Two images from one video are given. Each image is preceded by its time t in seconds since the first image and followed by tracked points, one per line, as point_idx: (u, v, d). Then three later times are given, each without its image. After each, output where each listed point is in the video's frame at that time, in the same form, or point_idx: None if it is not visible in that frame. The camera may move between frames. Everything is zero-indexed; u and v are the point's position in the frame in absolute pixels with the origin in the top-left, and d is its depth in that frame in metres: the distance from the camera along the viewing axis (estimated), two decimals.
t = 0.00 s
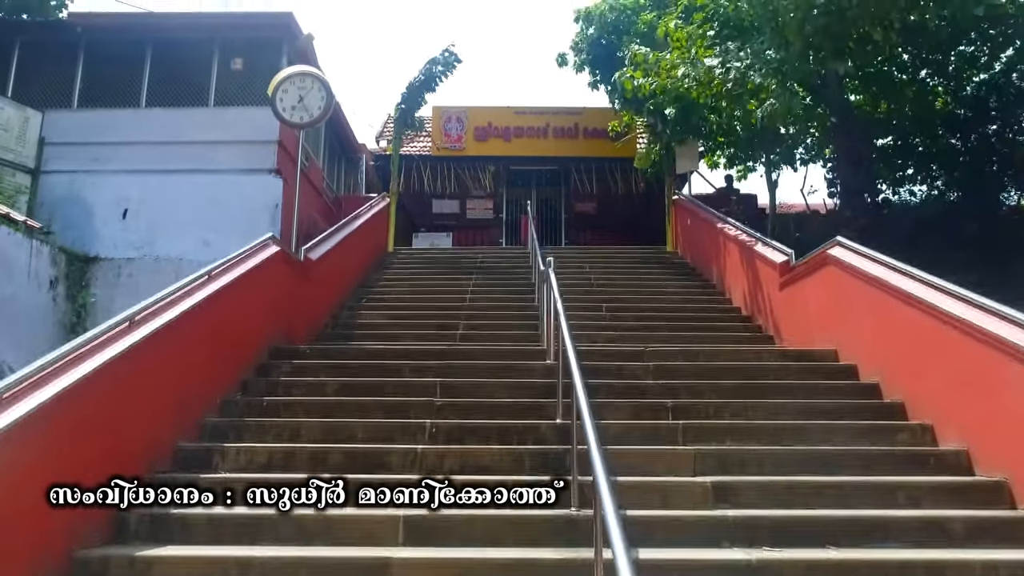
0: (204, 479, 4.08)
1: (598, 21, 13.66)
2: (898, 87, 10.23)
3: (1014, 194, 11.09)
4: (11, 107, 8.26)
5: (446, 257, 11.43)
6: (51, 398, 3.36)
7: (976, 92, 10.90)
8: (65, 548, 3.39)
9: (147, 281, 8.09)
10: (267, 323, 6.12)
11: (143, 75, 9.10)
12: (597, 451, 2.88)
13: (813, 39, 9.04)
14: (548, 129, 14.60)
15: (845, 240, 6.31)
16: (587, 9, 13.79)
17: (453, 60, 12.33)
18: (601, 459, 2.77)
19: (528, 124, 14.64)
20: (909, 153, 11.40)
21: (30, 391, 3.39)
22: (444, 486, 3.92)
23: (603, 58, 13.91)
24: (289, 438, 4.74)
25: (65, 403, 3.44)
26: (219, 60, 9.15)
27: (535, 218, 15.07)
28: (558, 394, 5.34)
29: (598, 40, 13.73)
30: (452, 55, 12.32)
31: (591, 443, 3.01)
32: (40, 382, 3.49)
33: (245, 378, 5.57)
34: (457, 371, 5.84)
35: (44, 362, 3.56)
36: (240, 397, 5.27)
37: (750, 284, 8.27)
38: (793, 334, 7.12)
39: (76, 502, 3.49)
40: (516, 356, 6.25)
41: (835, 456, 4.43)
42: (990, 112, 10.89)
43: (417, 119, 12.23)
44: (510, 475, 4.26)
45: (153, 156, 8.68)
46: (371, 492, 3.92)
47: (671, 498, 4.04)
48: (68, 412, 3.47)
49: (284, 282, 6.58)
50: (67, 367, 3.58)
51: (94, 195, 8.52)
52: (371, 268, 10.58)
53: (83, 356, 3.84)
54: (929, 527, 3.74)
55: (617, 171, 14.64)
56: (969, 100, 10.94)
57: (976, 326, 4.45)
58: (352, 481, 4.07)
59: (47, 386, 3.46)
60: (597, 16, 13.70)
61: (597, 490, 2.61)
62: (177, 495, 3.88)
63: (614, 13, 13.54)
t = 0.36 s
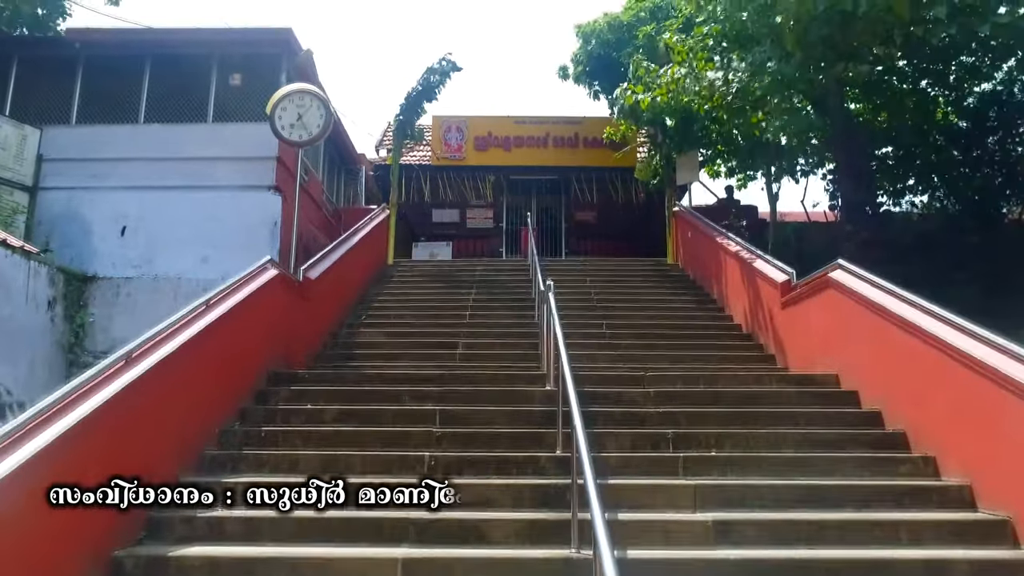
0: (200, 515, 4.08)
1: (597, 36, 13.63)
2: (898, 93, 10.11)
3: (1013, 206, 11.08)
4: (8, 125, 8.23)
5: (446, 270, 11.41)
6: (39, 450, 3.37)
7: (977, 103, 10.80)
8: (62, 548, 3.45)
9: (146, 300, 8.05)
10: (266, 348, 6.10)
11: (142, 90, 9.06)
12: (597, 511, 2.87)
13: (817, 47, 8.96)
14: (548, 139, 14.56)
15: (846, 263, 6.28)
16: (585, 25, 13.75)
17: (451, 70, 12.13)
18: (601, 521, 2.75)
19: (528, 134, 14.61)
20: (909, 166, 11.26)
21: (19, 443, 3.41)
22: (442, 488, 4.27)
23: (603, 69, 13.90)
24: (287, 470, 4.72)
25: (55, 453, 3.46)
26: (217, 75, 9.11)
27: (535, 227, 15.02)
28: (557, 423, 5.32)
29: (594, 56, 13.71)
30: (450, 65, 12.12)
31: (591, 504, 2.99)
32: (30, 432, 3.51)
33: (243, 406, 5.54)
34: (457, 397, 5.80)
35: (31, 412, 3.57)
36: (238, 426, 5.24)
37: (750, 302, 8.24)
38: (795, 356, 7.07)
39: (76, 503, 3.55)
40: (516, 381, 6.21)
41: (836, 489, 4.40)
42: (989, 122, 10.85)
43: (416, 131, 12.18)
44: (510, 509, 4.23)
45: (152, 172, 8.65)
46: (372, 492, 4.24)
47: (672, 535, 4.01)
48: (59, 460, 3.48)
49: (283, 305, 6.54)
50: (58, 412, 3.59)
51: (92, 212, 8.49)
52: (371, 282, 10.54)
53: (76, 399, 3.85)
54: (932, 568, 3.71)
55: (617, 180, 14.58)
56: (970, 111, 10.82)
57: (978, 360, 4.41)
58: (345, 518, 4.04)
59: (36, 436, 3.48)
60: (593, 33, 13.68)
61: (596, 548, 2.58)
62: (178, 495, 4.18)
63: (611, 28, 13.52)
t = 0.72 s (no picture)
0: (197, 552, 4.05)
1: (594, 49, 13.60)
2: (898, 103, 10.04)
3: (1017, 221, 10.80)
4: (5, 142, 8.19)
5: (446, 282, 11.37)
6: (35, 498, 3.37)
7: (977, 114, 10.68)
8: (58, 563, 3.49)
9: (145, 317, 7.98)
10: (263, 373, 6.08)
11: (140, 105, 9.03)
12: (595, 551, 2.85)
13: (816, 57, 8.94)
14: (548, 148, 14.52)
15: (847, 285, 6.26)
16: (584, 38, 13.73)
17: (451, 81, 12.07)
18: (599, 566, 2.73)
19: (528, 143, 14.56)
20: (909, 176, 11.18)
21: (13, 491, 3.40)
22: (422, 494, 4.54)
23: (602, 79, 13.87)
24: (285, 502, 4.71)
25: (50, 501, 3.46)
26: (216, 89, 9.08)
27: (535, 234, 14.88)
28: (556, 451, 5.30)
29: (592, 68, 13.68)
30: (449, 75, 12.03)
31: (591, 541, 2.96)
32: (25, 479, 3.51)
33: (241, 433, 5.52)
34: (456, 424, 5.78)
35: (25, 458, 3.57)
36: (236, 455, 5.22)
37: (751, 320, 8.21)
38: (795, 378, 7.04)
39: (76, 502, 3.64)
40: (516, 406, 6.18)
41: (838, 523, 4.38)
42: (989, 134, 10.66)
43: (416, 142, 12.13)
44: (508, 545, 4.20)
45: (150, 188, 8.62)
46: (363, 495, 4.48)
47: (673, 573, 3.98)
48: (55, 508, 3.48)
49: (281, 328, 6.52)
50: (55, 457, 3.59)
51: (91, 229, 8.46)
52: (370, 297, 10.50)
53: (71, 441, 3.86)
54: None
55: (617, 189, 14.49)
56: (972, 121, 10.67)
57: (977, 391, 4.40)
58: (343, 556, 4.01)
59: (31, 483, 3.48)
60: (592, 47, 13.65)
61: None
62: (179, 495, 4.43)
63: (609, 42, 13.49)
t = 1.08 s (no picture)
0: None
1: (592, 58, 13.54)
2: (901, 111, 9.61)
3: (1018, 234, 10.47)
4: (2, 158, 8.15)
5: (446, 294, 11.34)
6: (32, 546, 3.33)
7: (979, 126, 10.51)
8: None
9: (143, 336, 7.80)
10: (259, 400, 6.05)
11: (138, 120, 8.98)
12: None
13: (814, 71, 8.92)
14: (547, 157, 14.48)
15: (848, 308, 6.23)
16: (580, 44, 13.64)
17: (452, 92, 12.04)
18: None
19: (528, 151, 14.52)
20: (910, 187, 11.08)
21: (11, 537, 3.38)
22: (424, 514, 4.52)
23: (602, 89, 13.81)
24: (283, 534, 4.68)
25: (46, 549, 3.42)
26: (214, 103, 9.02)
27: (535, 242, 14.85)
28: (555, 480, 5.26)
29: (591, 77, 13.63)
30: (450, 87, 12.01)
31: None
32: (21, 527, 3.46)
33: (239, 461, 5.49)
34: (454, 449, 5.75)
35: (16, 508, 3.51)
36: (233, 485, 5.20)
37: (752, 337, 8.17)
38: (795, 399, 7.01)
39: (72, 530, 3.61)
40: (515, 431, 6.13)
41: (841, 558, 4.34)
42: (991, 145, 10.55)
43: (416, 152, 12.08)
44: None
45: (148, 204, 8.58)
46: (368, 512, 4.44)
47: None
48: (50, 559, 3.44)
49: (277, 353, 6.49)
50: (47, 490, 3.56)
51: (88, 245, 8.41)
52: (369, 310, 10.45)
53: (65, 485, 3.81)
54: None
55: (617, 199, 14.51)
56: (974, 130, 10.55)
57: (976, 422, 4.39)
58: None
59: (27, 530, 3.44)
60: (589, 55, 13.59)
61: None
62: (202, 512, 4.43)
63: (607, 50, 13.44)
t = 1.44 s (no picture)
0: None
1: (593, 61, 13.47)
2: (902, 119, 9.43)
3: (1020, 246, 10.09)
4: None
5: (445, 306, 11.29)
6: None
7: (980, 136, 10.21)
8: None
9: (138, 357, 7.73)
10: (255, 426, 6.02)
11: (134, 136, 8.93)
12: None
13: (807, 95, 8.99)
14: (547, 166, 14.43)
15: (850, 332, 6.20)
16: (580, 46, 13.53)
17: (452, 102, 11.95)
18: None
19: (527, 160, 14.47)
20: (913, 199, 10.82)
21: None
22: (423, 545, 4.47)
23: (603, 96, 13.71)
24: (279, 568, 4.64)
25: None
26: (211, 119, 8.98)
27: (535, 250, 14.78)
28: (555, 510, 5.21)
29: (592, 79, 13.54)
30: (451, 97, 11.91)
31: None
32: None
33: (235, 490, 5.46)
34: (452, 475, 5.69)
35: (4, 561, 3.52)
36: (229, 516, 5.17)
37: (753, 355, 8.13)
38: (796, 421, 6.98)
39: None
40: (514, 457, 6.07)
41: None
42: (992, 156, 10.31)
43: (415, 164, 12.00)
44: None
45: (144, 219, 8.52)
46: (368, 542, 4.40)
47: None
48: None
49: (273, 377, 6.46)
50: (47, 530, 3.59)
51: (83, 261, 8.37)
52: (367, 324, 10.38)
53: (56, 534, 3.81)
54: None
55: (617, 209, 14.49)
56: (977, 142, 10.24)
57: (977, 457, 4.42)
58: None
59: None
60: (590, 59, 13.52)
61: None
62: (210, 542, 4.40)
63: (608, 55, 13.37)
